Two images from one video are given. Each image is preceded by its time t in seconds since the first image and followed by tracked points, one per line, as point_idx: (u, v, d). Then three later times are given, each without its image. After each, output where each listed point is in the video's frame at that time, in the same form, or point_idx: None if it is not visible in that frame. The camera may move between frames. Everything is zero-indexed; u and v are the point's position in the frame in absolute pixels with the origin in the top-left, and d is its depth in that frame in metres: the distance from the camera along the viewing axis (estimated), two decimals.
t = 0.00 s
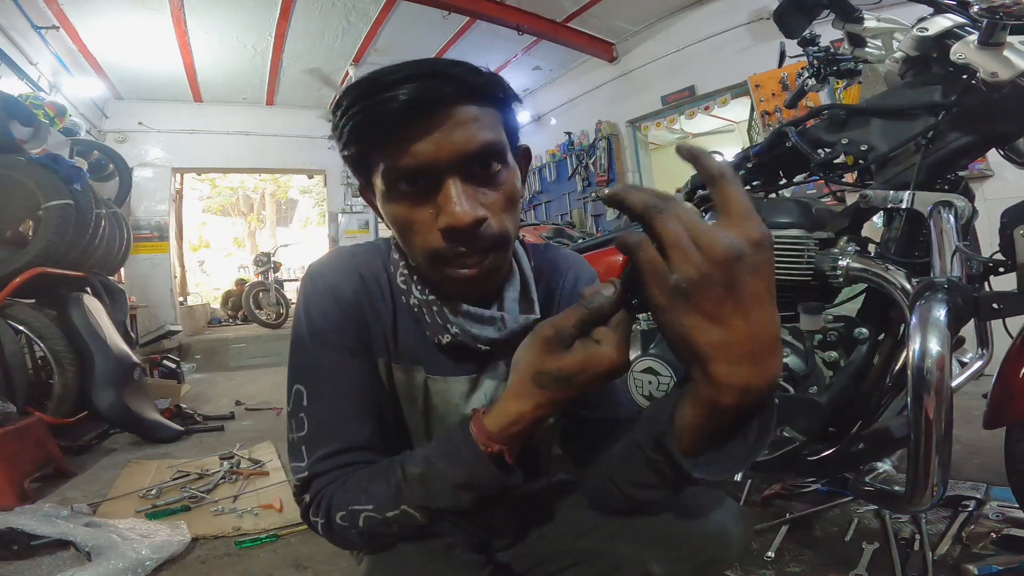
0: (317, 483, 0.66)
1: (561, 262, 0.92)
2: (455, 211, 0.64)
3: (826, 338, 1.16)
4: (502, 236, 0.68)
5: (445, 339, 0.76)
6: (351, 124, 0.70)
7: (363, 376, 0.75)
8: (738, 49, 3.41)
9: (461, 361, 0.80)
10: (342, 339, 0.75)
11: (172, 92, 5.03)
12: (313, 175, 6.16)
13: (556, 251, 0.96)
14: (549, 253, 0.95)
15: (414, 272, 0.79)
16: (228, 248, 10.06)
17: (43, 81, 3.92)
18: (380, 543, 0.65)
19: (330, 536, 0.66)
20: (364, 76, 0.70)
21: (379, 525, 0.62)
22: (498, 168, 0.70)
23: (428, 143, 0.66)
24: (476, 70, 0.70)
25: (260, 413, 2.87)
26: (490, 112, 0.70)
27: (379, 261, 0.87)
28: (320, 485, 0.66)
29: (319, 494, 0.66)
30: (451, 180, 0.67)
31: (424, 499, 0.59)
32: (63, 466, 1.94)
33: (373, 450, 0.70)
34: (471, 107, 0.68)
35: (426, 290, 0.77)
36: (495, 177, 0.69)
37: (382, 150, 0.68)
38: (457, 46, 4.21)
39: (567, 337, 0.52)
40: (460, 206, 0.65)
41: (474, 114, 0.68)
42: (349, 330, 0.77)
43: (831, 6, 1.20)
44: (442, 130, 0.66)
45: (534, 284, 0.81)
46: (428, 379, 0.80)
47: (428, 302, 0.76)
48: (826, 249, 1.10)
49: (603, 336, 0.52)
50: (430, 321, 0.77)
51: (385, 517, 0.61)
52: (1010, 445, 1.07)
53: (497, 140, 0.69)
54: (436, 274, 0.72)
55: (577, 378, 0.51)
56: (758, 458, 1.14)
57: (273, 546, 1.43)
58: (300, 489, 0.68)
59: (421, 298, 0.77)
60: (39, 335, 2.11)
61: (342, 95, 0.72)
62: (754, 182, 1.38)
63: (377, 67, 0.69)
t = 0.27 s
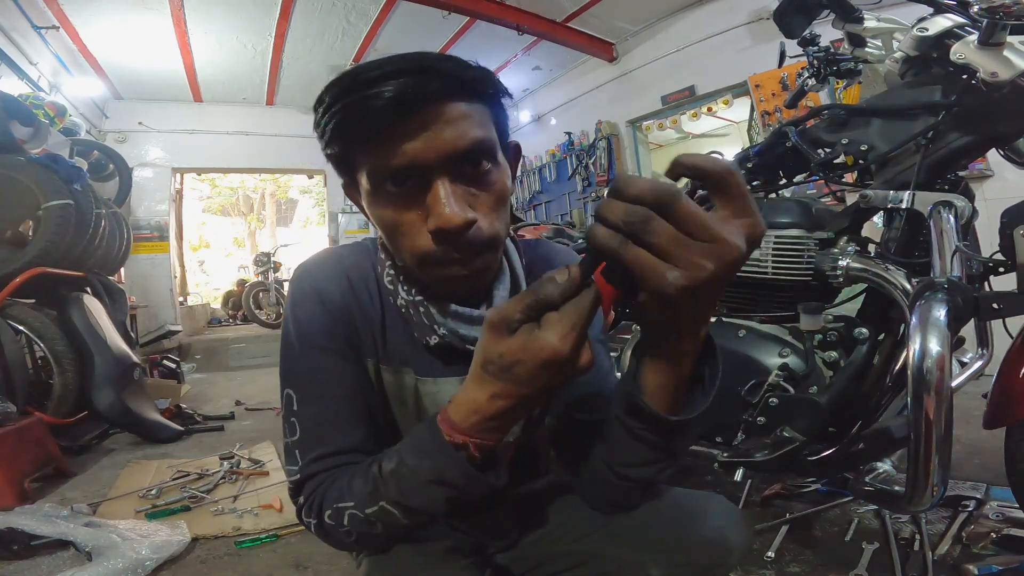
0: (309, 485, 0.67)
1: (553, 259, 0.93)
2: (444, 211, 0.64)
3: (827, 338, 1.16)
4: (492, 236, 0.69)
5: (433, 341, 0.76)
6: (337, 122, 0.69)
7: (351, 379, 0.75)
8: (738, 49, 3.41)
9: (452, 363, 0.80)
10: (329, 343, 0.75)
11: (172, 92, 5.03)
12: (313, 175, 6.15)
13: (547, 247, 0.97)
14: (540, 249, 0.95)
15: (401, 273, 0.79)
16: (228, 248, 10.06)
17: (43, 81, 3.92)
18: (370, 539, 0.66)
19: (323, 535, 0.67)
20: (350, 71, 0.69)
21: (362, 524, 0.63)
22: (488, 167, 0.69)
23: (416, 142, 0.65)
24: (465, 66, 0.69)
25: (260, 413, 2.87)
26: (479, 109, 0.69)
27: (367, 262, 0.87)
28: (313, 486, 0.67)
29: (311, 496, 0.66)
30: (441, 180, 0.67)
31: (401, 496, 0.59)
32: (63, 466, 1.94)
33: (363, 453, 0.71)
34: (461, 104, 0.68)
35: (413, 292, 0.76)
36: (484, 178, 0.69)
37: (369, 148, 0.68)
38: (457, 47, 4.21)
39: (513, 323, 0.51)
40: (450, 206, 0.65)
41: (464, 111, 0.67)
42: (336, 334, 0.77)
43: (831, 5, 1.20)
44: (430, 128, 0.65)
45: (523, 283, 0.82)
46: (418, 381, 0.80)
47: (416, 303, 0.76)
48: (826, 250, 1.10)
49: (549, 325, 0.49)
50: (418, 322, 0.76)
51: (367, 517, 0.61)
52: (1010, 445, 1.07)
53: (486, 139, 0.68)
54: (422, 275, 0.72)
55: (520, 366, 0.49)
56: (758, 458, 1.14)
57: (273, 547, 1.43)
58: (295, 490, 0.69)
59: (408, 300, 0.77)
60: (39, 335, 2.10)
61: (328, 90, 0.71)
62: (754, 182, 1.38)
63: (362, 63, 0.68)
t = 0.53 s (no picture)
0: (298, 479, 0.67)
1: (552, 255, 0.93)
2: (473, 208, 0.64)
3: (826, 338, 1.15)
4: (508, 233, 0.70)
5: (431, 333, 0.76)
6: (357, 120, 0.69)
7: (345, 374, 0.75)
8: (738, 49, 3.41)
9: (449, 356, 0.81)
10: (325, 337, 0.75)
11: (171, 92, 5.03)
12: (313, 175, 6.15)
13: (546, 245, 0.97)
14: (539, 246, 0.95)
15: (399, 266, 0.79)
16: (228, 248, 10.06)
17: (43, 81, 3.92)
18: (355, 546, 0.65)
19: (306, 534, 0.66)
20: (370, 73, 0.69)
21: (345, 529, 0.63)
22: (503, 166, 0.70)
23: (441, 141, 0.65)
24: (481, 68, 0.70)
25: (260, 413, 2.87)
26: (496, 110, 0.70)
27: (363, 259, 0.87)
28: (301, 480, 0.67)
29: (300, 491, 0.66)
30: (467, 179, 0.66)
31: (389, 505, 0.59)
32: (63, 466, 1.94)
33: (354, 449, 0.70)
34: (479, 104, 0.68)
35: (411, 284, 0.77)
36: (501, 176, 0.70)
37: (392, 146, 0.67)
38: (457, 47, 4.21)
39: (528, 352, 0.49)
40: (478, 203, 0.65)
41: (484, 111, 0.68)
42: (330, 331, 0.76)
43: (831, 6, 1.20)
44: (453, 127, 0.66)
45: (523, 284, 0.82)
46: (415, 375, 0.80)
47: (414, 296, 0.76)
48: (826, 249, 1.10)
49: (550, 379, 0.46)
50: (415, 315, 0.77)
51: (351, 523, 0.61)
52: (1010, 445, 1.07)
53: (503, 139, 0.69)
54: (439, 269, 0.72)
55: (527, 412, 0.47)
56: (758, 459, 1.14)
57: (273, 547, 1.43)
58: (282, 485, 0.69)
59: (406, 293, 0.77)
60: (39, 335, 2.10)
61: (344, 90, 0.70)
62: (754, 182, 1.38)
63: (380, 64, 0.69)
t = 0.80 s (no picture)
0: (266, 458, 0.63)
1: (557, 255, 0.93)
2: (494, 212, 0.66)
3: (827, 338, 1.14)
4: (521, 235, 0.72)
5: (435, 329, 0.78)
6: (381, 126, 0.69)
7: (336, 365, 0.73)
8: (738, 49, 3.41)
9: (452, 351, 0.82)
10: (325, 324, 0.73)
11: (171, 92, 5.03)
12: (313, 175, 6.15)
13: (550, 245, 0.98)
14: (541, 248, 0.95)
15: (405, 264, 0.79)
16: (228, 248, 10.06)
17: (43, 81, 3.92)
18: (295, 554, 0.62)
19: (243, 521, 0.62)
20: (392, 81, 0.68)
21: (301, 526, 0.59)
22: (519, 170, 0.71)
23: (464, 149, 0.66)
24: (499, 77, 0.71)
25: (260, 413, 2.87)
26: (513, 118, 0.71)
27: (370, 254, 0.86)
28: (269, 463, 0.63)
29: (263, 472, 0.62)
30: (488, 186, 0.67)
31: (371, 509, 0.57)
32: (63, 466, 1.94)
33: (329, 440, 0.67)
34: (498, 112, 0.68)
35: (417, 281, 0.77)
36: (517, 182, 0.72)
37: (416, 153, 0.67)
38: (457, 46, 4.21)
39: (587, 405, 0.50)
40: (499, 208, 0.67)
41: (505, 120, 0.69)
42: (332, 320, 0.75)
43: (831, 5, 1.20)
44: (476, 137, 0.66)
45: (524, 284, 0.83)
46: (416, 370, 0.81)
47: (420, 294, 0.77)
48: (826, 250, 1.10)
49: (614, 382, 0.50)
50: (420, 312, 0.78)
51: (313, 518, 0.58)
52: (1010, 445, 1.08)
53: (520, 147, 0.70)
54: (454, 269, 0.73)
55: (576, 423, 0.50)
56: (758, 459, 1.14)
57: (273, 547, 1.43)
58: (241, 462, 0.64)
59: (412, 291, 0.77)
60: (38, 335, 2.10)
61: (365, 95, 0.70)
62: (754, 182, 1.38)
63: (405, 68, 0.68)
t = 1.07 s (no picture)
0: (322, 481, 0.66)
1: (559, 255, 0.94)
2: (502, 201, 0.66)
3: (826, 338, 1.16)
4: (525, 226, 0.72)
5: (446, 329, 0.77)
6: (389, 118, 0.69)
7: (362, 375, 0.74)
8: (738, 49, 3.41)
9: (461, 350, 0.82)
10: (337, 334, 0.75)
11: (171, 92, 5.03)
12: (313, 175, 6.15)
13: (551, 244, 0.98)
14: (543, 246, 0.95)
15: (412, 264, 0.79)
16: (228, 248, 10.05)
17: (43, 81, 3.91)
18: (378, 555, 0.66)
19: (332, 537, 0.66)
20: (401, 75, 0.69)
21: (377, 531, 0.62)
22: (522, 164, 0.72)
23: (471, 139, 0.66)
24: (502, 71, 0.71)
25: (261, 413, 2.87)
26: (517, 112, 0.71)
27: (372, 256, 0.86)
28: (327, 484, 0.65)
29: (325, 492, 0.65)
30: (494, 175, 0.67)
31: (423, 509, 0.59)
32: (64, 467, 1.94)
33: (372, 449, 0.69)
34: (502, 105, 0.69)
35: (426, 280, 0.77)
36: (521, 174, 0.72)
37: (424, 143, 0.68)
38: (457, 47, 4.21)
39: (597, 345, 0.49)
40: (506, 197, 0.66)
41: (509, 113, 0.69)
42: (342, 329, 0.76)
43: (831, 5, 1.20)
44: (482, 128, 0.67)
45: (530, 284, 0.84)
46: (427, 370, 0.80)
47: (429, 293, 0.76)
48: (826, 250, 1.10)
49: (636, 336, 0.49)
50: (429, 311, 0.77)
51: (383, 524, 0.61)
52: (1010, 445, 1.08)
53: (524, 139, 0.70)
54: (460, 261, 0.72)
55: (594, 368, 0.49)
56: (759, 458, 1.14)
57: (273, 547, 1.43)
58: (305, 488, 0.67)
59: (421, 290, 0.77)
60: (39, 336, 2.10)
61: (374, 90, 0.70)
62: (754, 182, 1.38)
63: (410, 65, 0.69)
